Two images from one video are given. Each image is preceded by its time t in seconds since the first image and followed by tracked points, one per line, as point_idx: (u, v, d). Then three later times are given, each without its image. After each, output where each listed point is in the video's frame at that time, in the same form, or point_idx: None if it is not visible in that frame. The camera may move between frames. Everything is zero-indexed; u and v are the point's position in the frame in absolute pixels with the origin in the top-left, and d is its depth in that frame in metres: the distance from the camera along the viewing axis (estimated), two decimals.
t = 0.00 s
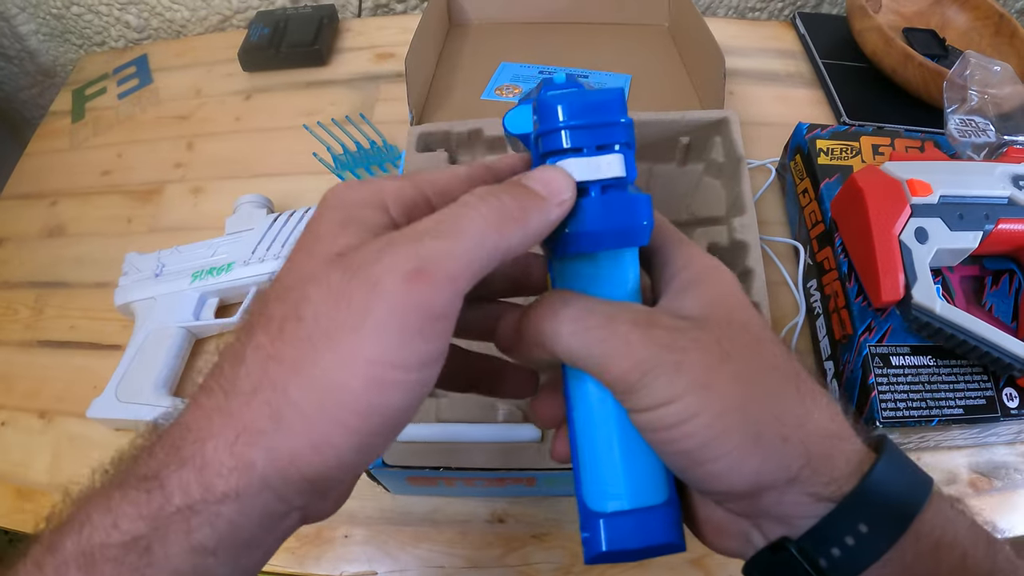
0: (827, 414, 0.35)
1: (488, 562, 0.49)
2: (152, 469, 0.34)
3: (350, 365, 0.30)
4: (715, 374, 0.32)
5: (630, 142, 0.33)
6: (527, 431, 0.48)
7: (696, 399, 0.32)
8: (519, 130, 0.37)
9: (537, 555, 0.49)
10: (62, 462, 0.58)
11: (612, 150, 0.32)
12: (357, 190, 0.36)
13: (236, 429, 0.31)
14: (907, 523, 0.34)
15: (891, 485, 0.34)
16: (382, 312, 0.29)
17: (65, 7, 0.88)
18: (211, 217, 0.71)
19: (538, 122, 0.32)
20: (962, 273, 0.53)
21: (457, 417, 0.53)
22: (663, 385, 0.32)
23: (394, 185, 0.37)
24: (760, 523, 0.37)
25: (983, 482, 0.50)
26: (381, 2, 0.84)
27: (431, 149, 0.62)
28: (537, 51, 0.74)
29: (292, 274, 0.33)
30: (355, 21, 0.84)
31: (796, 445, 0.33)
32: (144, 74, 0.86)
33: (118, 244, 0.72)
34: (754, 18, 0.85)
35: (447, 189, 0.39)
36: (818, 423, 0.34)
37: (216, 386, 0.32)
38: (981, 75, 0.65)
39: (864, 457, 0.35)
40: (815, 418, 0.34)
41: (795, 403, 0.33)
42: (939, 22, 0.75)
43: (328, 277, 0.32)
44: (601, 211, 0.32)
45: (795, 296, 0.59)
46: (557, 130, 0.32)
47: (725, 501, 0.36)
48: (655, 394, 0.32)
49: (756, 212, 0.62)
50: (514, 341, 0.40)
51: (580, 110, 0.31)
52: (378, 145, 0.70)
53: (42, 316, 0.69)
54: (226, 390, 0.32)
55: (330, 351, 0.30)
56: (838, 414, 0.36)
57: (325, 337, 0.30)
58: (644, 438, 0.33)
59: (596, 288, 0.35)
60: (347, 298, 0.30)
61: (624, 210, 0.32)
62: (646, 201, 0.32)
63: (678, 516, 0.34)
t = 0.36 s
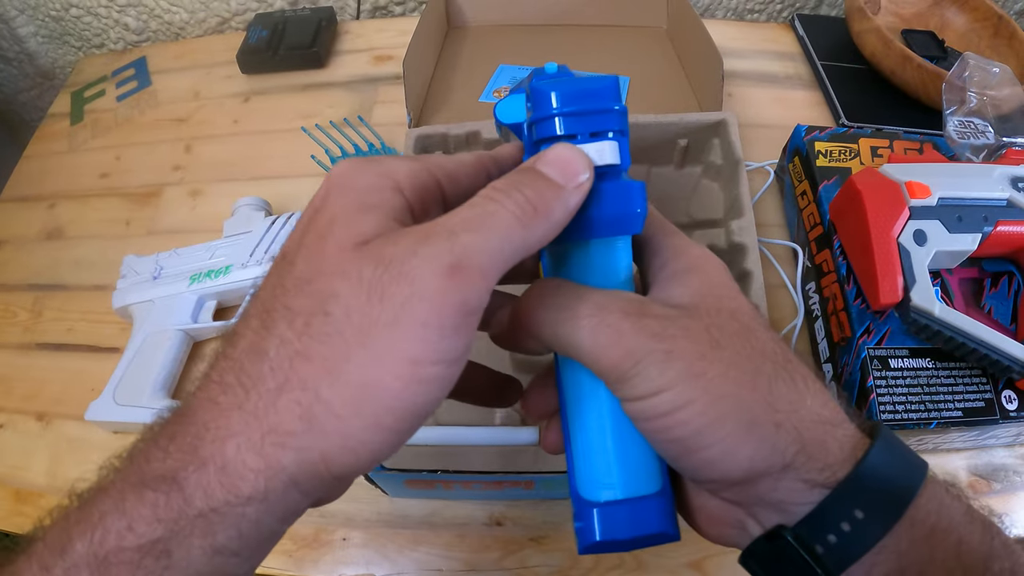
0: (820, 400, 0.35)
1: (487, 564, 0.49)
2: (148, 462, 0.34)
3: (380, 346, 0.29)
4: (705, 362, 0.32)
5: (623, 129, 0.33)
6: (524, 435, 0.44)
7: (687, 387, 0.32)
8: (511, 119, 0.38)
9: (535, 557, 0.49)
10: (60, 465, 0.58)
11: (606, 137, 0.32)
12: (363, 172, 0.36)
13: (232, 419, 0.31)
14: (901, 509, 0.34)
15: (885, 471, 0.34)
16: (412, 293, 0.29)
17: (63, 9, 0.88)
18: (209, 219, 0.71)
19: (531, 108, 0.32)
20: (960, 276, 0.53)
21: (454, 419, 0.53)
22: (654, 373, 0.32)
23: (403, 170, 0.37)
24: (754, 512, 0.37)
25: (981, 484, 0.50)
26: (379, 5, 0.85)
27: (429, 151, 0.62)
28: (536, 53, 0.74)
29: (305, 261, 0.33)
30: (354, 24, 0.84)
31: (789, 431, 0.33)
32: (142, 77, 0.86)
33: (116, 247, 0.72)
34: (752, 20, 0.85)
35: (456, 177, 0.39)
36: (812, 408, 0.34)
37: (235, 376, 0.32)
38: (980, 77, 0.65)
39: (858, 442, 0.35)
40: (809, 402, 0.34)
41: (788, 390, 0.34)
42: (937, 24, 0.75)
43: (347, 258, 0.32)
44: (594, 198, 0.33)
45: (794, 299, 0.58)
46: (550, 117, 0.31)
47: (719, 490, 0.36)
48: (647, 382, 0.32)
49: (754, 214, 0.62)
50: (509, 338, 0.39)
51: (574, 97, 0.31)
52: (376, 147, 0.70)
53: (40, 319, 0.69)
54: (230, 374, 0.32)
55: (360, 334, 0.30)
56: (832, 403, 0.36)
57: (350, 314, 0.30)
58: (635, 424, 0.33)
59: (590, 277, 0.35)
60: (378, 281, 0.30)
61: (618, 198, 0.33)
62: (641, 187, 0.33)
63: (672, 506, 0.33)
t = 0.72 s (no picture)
0: (833, 394, 0.38)
1: (488, 565, 0.49)
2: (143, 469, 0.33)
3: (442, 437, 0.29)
4: (724, 352, 0.34)
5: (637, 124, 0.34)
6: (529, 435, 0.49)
7: (703, 376, 0.34)
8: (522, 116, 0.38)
9: (537, 559, 0.49)
10: (60, 465, 0.58)
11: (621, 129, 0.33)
12: (364, 218, 0.33)
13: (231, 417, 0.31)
14: (908, 506, 0.36)
15: (894, 468, 0.36)
16: (490, 397, 0.29)
17: (64, 9, 0.88)
18: (210, 219, 0.71)
19: (549, 101, 0.34)
20: (963, 276, 0.53)
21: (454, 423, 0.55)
22: (671, 360, 0.34)
23: (398, 200, 0.34)
24: (763, 504, 0.39)
25: (984, 485, 0.49)
26: (379, 5, 0.85)
27: (430, 151, 0.62)
28: (537, 53, 0.74)
29: (316, 323, 0.30)
30: (354, 23, 0.84)
31: (803, 422, 0.36)
32: (143, 76, 0.86)
33: (116, 247, 0.72)
34: (753, 21, 0.85)
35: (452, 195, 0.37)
36: (823, 403, 0.37)
37: (248, 439, 0.30)
38: (982, 77, 0.65)
39: (870, 438, 0.38)
40: (820, 397, 0.37)
41: (801, 381, 0.36)
42: (939, 24, 0.75)
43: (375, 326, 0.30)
44: (612, 188, 0.33)
45: (796, 299, 0.58)
46: (566, 109, 0.33)
47: (731, 480, 0.39)
48: (664, 369, 0.34)
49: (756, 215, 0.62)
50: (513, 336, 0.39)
51: (589, 90, 0.33)
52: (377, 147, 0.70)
53: (40, 319, 0.69)
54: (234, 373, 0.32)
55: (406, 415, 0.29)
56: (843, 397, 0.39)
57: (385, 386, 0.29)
58: (651, 418, 0.35)
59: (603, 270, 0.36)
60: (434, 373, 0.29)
61: (632, 188, 0.33)
62: (654, 179, 0.34)
63: (682, 497, 0.36)
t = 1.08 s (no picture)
0: (832, 391, 0.38)
1: (489, 565, 0.48)
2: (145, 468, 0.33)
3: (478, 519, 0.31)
4: (724, 348, 0.34)
5: (640, 121, 0.36)
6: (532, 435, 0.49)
7: (705, 370, 0.34)
8: (526, 116, 0.38)
9: (538, 558, 0.49)
10: (61, 465, 0.58)
11: (624, 128, 0.35)
12: (410, 378, 0.26)
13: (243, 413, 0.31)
14: (908, 500, 0.36)
15: (894, 463, 0.36)
16: (520, 489, 0.31)
17: (65, 9, 0.88)
18: (211, 219, 0.71)
19: (554, 100, 0.35)
20: (964, 275, 0.53)
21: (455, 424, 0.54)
22: (674, 356, 0.34)
23: (451, 339, 0.27)
24: (764, 501, 0.39)
25: (985, 484, 0.49)
26: (381, 5, 0.85)
27: (432, 150, 0.62)
28: (538, 53, 0.74)
29: (347, 462, 0.27)
30: (356, 24, 0.84)
31: (802, 418, 0.36)
32: (144, 76, 0.86)
33: (117, 246, 0.72)
34: (754, 22, 0.86)
35: (512, 303, 0.29)
36: (823, 399, 0.37)
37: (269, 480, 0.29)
38: (982, 77, 0.65)
39: (869, 434, 0.38)
40: (820, 393, 0.37)
41: (801, 378, 0.36)
42: (940, 25, 0.76)
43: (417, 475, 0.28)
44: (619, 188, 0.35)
45: (796, 298, 0.58)
46: (570, 107, 0.34)
47: (729, 476, 0.39)
48: (667, 363, 0.34)
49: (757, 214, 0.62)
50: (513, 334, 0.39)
51: (594, 89, 0.34)
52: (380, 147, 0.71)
53: (41, 318, 0.69)
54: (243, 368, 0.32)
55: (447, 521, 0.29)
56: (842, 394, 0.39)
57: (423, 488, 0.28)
58: (652, 412, 0.36)
59: (608, 262, 0.37)
60: (476, 490, 0.30)
61: (638, 186, 0.36)
62: (658, 177, 0.36)
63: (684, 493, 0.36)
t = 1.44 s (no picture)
0: (840, 386, 0.38)
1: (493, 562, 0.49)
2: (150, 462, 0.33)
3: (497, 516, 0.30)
4: (732, 340, 0.34)
5: (643, 109, 0.35)
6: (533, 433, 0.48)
7: (711, 363, 0.34)
8: (528, 106, 0.38)
9: (541, 555, 0.49)
10: (63, 463, 0.58)
11: (626, 115, 0.35)
12: (409, 351, 0.27)
13: (254, 413, 0.32)
14: (916, 495, 0.36)
15: (901, 457, 0.37)
16: (540, 485, 0.31)
17: (68, 8, 0.88)
18: (214, 218, 0.71)
19: (554, 88, 0.35)
20: (965, 274, 0.53)
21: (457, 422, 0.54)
22: (680, 349, 0.34)
23: (449, 315, 0.27)
24: (770, 495, 0.40)
25: (987, 481, 0.50)
26: (383, 5, 0.85)
27: (434, 149, 0.62)
28: (540, 52, 0.74)
29: (358, 453, 0.28)
30: (358, 23, 0.84)
31: (811, 412, 0.36)
32: (147, 75, 0.86)
33: (120, 245, 0.72)
34: (755, 22, 0.86)
35: (509, 278, 0.29)
36: (831, 393, 0.37)
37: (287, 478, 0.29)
38: (983, 77, 0.66)
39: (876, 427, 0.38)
40: (828, 386, 0.37)
41: (809, 371, 0.37)
42: (940, 25, 0.76)
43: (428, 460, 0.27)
44: (619, 177, 0.35)
45: (798, 297, 0.58)
46: (572, 94, 0.34)
47: (737, 471, 0.40)
48: (673, 356, 0.34)
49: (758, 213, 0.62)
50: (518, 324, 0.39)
51: (594, 76, 0.34)
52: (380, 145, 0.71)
53: (44, 316, 0.69)
54: (254, 373, 0.32)
55: (464, 516, 0.29)
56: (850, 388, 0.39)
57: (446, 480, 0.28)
58: (656, 403, 0.36)
59: (608, 254, 0.38)
60: (491, 485, 0.29)
61: (641, 173, 0.36)
62: (661, 165, 0.35)
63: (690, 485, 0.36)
